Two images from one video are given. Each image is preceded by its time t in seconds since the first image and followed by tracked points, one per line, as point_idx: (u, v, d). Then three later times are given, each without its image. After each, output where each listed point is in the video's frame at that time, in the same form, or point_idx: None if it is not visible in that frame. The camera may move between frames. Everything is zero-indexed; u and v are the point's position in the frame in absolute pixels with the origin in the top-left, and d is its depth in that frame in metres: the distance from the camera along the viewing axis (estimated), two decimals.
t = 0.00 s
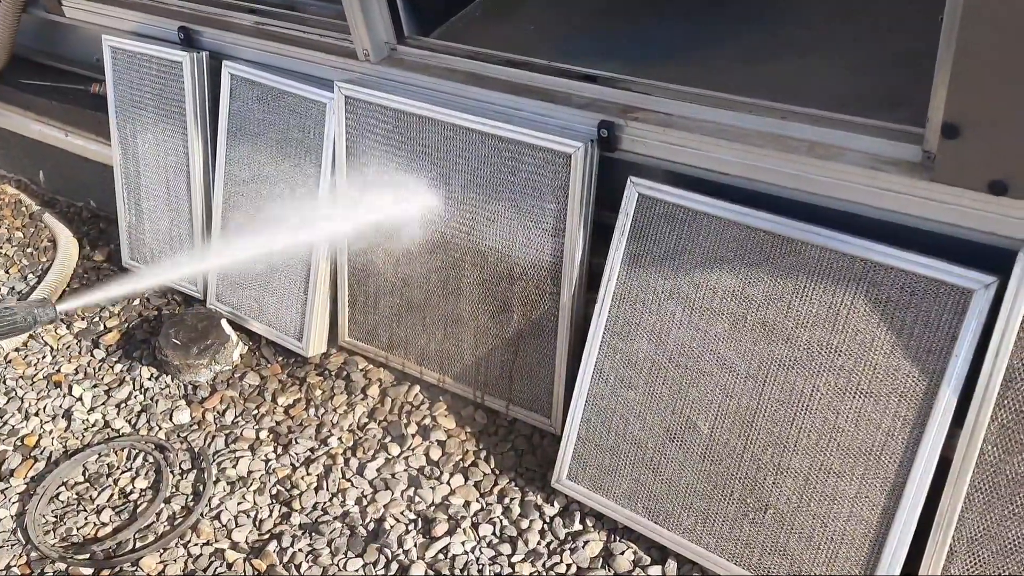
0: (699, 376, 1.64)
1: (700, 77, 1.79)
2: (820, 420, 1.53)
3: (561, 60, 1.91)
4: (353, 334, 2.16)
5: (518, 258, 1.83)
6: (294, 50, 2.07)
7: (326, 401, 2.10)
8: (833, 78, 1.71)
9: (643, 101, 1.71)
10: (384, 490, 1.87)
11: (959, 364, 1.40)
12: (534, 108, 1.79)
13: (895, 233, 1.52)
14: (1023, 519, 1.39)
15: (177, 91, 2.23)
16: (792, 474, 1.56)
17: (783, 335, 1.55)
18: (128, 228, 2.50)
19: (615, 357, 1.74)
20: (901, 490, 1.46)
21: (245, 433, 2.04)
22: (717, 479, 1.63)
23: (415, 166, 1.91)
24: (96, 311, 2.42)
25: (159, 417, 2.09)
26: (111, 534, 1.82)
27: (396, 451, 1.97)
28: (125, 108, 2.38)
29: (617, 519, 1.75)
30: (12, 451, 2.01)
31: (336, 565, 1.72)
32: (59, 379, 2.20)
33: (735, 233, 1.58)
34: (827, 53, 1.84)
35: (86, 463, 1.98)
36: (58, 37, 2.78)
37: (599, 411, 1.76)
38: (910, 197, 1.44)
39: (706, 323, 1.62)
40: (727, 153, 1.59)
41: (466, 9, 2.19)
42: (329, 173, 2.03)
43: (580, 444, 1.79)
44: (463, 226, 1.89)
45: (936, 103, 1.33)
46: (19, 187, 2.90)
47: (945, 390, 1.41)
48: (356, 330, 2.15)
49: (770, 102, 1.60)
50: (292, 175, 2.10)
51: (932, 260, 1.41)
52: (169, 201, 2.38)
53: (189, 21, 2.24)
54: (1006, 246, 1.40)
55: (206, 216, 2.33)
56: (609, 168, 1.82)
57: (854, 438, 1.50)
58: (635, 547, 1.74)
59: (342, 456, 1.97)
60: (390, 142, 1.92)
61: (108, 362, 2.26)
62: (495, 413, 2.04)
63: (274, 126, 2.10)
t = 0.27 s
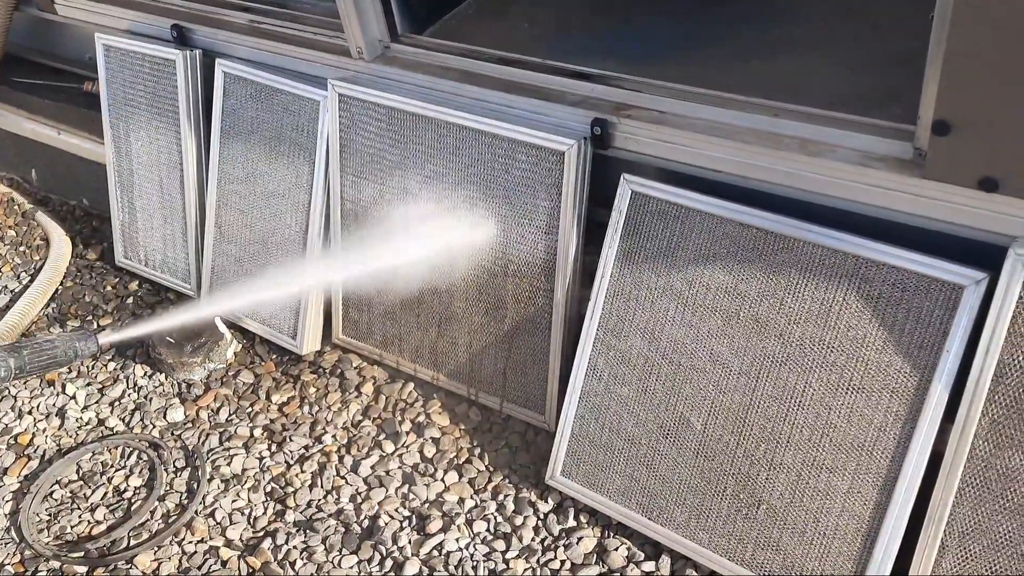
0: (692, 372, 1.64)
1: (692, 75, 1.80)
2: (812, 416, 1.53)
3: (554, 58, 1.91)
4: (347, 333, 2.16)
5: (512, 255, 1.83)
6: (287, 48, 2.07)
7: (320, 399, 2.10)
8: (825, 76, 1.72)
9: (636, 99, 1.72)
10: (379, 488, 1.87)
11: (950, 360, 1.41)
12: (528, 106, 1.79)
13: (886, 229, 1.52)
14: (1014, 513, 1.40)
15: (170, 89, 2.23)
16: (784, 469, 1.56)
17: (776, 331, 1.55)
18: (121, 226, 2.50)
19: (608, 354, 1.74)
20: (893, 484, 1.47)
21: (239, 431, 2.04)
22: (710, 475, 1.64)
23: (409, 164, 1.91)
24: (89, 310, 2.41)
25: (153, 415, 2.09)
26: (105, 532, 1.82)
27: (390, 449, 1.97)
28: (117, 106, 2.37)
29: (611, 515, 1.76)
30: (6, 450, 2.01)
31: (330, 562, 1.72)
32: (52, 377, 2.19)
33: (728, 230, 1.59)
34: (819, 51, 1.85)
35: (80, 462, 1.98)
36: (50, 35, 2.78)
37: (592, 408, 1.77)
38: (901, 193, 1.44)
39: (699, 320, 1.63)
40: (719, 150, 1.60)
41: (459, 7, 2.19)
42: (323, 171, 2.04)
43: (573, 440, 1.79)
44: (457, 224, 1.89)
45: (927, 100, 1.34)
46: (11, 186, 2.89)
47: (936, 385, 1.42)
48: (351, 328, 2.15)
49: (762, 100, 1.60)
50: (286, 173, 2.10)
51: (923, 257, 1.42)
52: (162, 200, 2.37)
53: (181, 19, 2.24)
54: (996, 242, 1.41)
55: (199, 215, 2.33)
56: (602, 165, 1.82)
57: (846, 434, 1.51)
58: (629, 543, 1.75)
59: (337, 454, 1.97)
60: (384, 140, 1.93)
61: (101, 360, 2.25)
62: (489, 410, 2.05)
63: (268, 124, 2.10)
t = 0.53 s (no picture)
0: (683, 371, 1.64)
1: (682, 74, 1.80)
2: (803, 414, 1.54)
3: (544, 57, 1.91)
4: (339, 333, 2.15)
5: (504, 255, 1.83)
6: (277, 47, 2.07)
7: (312, 400, 2.09)
8: (815, 75, 1.72)
9: (627, 98, 1.72)
10: (370, 489, 1.87)
11: (941, 358, 1.41)
12: (519, 105, 1.79)
13: (876, 228, 1.53)
14: (1004, 512, 1.40)
15: (160, 89, 2.22)
16: (775, 468, 1.57)
17: (767, 330, 1.55)
18: (111, 227, 2.48)
19: (600, 353, 1.74)
20: (884, 483, 1.47)
21: (231, 433, 2.03)
22: (702, 474, 1.64)
23: (400, 163, 1.91)
24: (80, 310, 2.40)
25: (144, 416, 2.08)
26: (95, 534, 1.81)
27: (382, 449, 1.96)
28: (108, 106, 2.36)
29: (604, 515, 1.76)
30: None
31: (322, 563, 1.72)
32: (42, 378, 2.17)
33: (719, 229, 1.59)
34: (809, 50, 1.85)
35: (71, 463, 1.97)
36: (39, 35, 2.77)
37: (584, 408, 1.77)
38: (891, 193, 1.45)
39: (691, 319, 1.63)
40: (710, 150, 1.60)
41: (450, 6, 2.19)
42: (314, 170, 2.03)
43: (566, 440, 1.79)
44: (449, 224, 1.89)
45: (917, 100, 1.34)
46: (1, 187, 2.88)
47: (927, 384, 1.42)
48: (342, 329, 2.14)
49: (753, 100, 1.61)
50: (277, 173, 2.09)
51: (914, 256, 1.42)
52: (153, 201, 2.37)
53: (171, 19, 2.23)
54: (986, 241, 1.41)
55: (191, 216, 2.32)
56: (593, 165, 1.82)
57: (837, 432, 1.51)
58: (621, 543, 1.75)
59: (329, 454, 1.96)
60: (375, 139, 1.92)
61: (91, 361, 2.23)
62: (481, 410, 2.04)
63: (259, 124, 2.09)
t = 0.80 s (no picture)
0: (676, 370, 1.64)
1: (673, 73, 1.79)
2: (795, 413, 1.53)
3: (535, 55, 1.90)
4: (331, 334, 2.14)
5: (496, 255, 1.82)
6: (267, 46, 2.06)
7: (303, 400, 2.08)
8: (805, 73, 1.72)
9: (618, 96, 1.71)
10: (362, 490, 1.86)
11: (933, 356, 1.41)
12: (510, 103, 1.78)
13: (868, 226, 1.52)
14: (996, 509, 1.40)
15: (149, 88, 2.21)
16: (768, 466, 1.56)
17: (759, 328, 1.55)
18: (101, 227, 2.47)
19: (592, 353, 1.73)
20: (877, 480, 1.47)
21: (222, 434, 2.02)
22: (695, 473, 1.63)
23: (391, 162, 1.90)
24: (69, 311, 2.39)
25: (134, 417, 2.07)
26: (85, 536, 1.80)
27: (374, 450, 1.96)
28: (96, 105, 2.35)
29: (596, 514, 1.75)
30: None
31: (314, 564, 1.71)
32: (31, 379, 2.16)
33: (711, 227, 1.58)
34: (800, 48, 1.85)
35: (60, 465, 1.95)
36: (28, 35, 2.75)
37: (577, 407, 1.76)
38: (883, 190, 1.44)
39: (683, 318, 1.62)
40: (701, 148, 1.59)
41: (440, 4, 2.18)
42: (304, 170, 2.02)
43: (558, 440, 1.78)
44: (441, 224, 1.88)
45: (908, 96, 1.33)
46: None
47: (919, 381, 1.42)
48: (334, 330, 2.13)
49: (744, 98, 1.60)
50: (267, 172, 2.08)
51: (906, 254, 1.42)
52: (142, 201, 2.35)
53: (160, 17, 2.22)
54: (977, 238, 1.41)
55: (181, 216, 2.30)
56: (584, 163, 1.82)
57: (829, 431, 1.50)
58: (614, 542, 1.74)
59: (320, 455, 1.95)
60: (365, 138, 1.91)
61: (81, 362, 2.22)
62: (473, 410, 2.04)
63: (248, 123, 2.08)
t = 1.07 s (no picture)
0: (670, 371, 1.63)
1: (668, 73, 1.78)
2: (791, 415, 1.53)
3: (529, 55, 1.90)
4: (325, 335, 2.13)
5: (490, 256, 1.81)
6: (261, 46, 2.04)
7: (297, 402, 2.08)
8: (800, 74, 1.71)
9: (613, 97, 1.70)
10: (356, 492, 1.85)
11: (929, 358, 1.40)
12: (504, 104, 1.78)
13: (863, 228, 1.52)
14: (991, 512, 1.40)
15: (142, 88, 2.20)
16: (763, 469, 1.56)
17: (755, 330, 1.54)
18: (94, 227, 2.46)
19: (587, 354, 1.73)
20: (873, 483, 1.46)
21: (215, 435, 2.01)
22: (689, 475, 1.63)
23: (385, 163, 1.89)
24: (62, 311, 2.38)
25: (127, 418, 2.06)
26: (77, 539, 1.79)
27: (368, 451, 1.95)
28: (89, 105, 2.34)
29: (591, 517, 1.74)
30: None
31: (307, 567, 1.70)
32: (24, 381, 2.15)
33: (706, 229, 1.57)
34: (795, 48, 1.85)
35: (52, 467, 1.94)
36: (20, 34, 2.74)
37: (572, 409, 1.75)
38: (878, 192, 1.44)
39: (678, 320, 1.62)
40: (696, 148, 1.59)
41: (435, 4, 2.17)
42: (299, 170, 2.01)
43: (553, 443, 1.78)
44: (435, 225, 1.87)
45: (904, 98, 1.33)
46: None
47: (915, 384, 1.41)
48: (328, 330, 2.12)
49: (739, 99, 1.60)
50: (261, 173, 2.07)
51: (902, 256, 1.42)
52: (136, 201, 2.34)
53: (154, 17, 2.20)
54: (973, 240, 1.41)
55: (174, 216, 2.29)
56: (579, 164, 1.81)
57: (825, 433, 1.50)
58: (608, 545, 1.73)
59: (313, 457, 1.94)
60: (359, 138, 1.90)
61: (73, 363, 2.21)
62: (468, 411, 2.03)
63: (242, 123, 2.07)
